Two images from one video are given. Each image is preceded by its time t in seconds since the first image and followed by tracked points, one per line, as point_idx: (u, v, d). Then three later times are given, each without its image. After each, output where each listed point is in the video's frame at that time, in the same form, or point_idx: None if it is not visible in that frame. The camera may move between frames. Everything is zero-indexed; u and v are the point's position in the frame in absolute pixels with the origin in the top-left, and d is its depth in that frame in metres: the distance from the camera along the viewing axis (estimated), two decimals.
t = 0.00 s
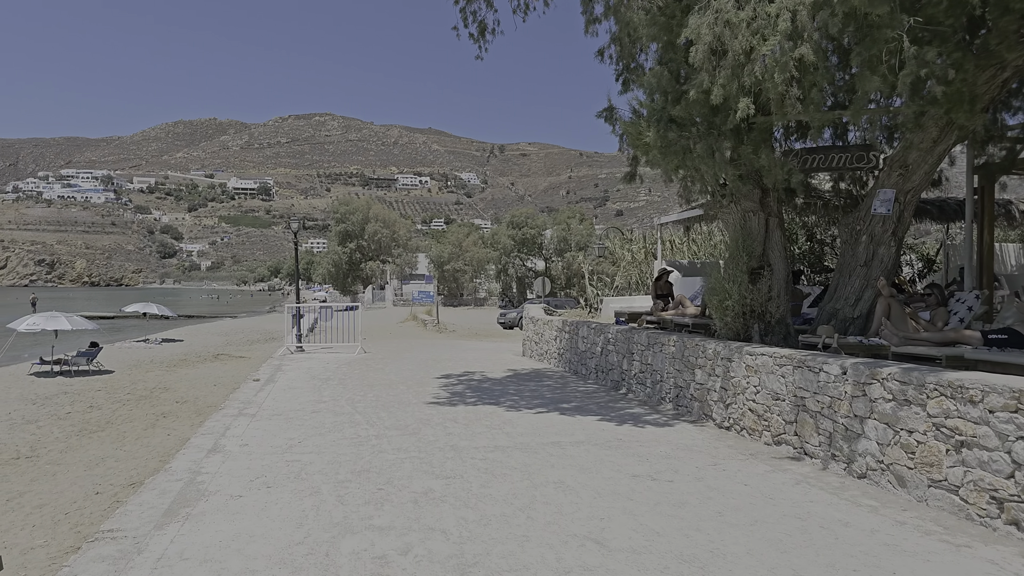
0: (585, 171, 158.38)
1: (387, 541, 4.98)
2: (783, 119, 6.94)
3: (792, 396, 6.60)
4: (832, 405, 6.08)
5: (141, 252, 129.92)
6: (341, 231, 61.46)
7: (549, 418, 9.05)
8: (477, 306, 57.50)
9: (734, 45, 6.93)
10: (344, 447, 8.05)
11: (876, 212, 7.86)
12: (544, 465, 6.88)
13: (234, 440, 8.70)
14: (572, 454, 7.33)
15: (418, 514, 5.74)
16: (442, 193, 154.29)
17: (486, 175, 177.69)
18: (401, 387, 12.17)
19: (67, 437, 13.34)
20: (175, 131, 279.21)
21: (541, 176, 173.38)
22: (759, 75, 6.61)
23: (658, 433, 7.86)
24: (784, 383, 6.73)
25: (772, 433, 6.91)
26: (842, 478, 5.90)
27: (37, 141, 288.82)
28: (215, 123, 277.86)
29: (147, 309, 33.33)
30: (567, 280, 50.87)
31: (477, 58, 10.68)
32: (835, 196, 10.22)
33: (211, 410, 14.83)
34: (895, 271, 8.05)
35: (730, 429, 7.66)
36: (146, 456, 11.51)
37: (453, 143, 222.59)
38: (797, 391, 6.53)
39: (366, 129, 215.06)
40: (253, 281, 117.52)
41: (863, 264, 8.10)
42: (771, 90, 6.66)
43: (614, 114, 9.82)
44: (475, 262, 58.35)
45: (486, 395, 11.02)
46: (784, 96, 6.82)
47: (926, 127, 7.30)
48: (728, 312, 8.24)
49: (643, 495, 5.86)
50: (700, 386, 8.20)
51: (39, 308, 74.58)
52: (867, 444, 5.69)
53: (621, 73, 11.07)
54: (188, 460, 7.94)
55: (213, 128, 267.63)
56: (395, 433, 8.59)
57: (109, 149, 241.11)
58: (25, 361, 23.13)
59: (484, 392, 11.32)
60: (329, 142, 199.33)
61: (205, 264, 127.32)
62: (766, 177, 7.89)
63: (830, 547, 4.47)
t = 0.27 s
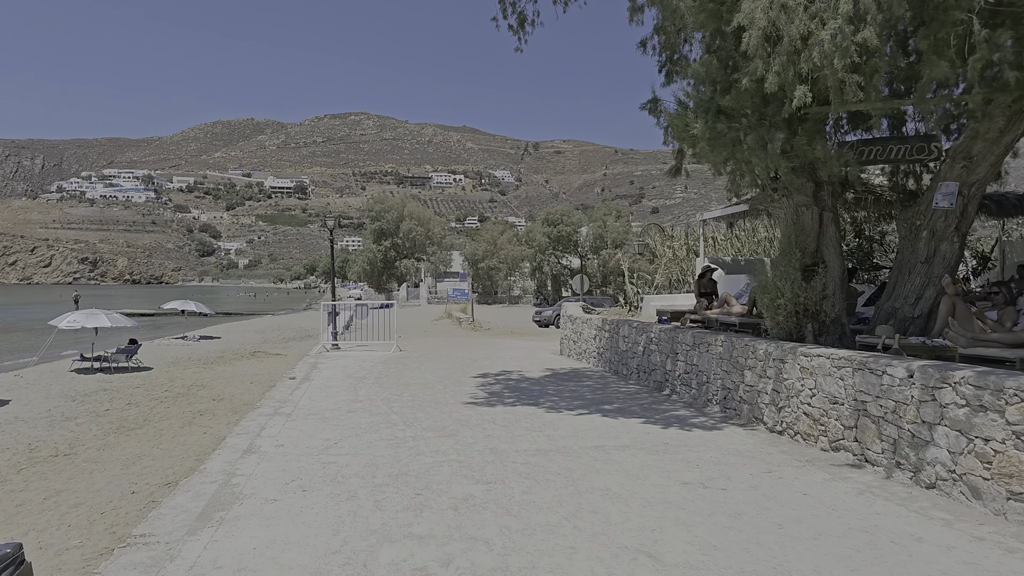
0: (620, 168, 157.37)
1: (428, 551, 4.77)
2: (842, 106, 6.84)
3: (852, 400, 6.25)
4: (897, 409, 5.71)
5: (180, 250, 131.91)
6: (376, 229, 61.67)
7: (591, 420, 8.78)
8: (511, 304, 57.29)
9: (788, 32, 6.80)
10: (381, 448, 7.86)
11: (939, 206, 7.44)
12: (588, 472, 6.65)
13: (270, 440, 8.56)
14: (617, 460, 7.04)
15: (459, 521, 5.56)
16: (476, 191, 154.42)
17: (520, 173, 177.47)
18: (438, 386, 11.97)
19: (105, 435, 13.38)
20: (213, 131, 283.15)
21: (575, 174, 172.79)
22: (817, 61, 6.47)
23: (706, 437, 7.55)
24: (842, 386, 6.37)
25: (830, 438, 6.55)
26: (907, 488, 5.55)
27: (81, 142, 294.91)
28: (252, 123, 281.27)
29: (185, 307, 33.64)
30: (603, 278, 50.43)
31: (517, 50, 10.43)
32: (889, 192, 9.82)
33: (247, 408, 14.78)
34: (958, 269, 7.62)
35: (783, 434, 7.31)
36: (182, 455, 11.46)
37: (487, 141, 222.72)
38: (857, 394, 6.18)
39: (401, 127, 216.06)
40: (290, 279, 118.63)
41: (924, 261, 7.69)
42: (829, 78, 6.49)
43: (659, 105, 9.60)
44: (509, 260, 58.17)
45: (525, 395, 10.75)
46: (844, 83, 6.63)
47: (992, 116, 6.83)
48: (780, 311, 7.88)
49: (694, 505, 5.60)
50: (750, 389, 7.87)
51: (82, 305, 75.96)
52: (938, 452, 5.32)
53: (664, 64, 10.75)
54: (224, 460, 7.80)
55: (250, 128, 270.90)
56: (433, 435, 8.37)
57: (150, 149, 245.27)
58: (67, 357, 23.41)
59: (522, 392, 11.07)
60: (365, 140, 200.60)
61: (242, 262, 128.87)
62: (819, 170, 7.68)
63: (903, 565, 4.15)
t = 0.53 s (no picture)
0: (655, 165, 156.16)
1: (466, 565, 4.46)
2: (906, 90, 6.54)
3: (919, 406, 5.83)
4: (970, 416, 5.29)
5: (217, 249, 133.53)
6: (410, 227, 61.69)
7: (634, 424, 8.45)
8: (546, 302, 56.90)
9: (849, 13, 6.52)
10: (415, 452, 7.58)
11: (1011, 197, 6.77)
12: (633, 482, 6.30)
13: (302, 442, 8.29)
14: (663, 469, 6.70)
15: (498, 532, 5.24)
16: (509, 188, 154.17)
17: (554, 170, 176.84)
18: (473, 387, 11.68)
19: (141, 434, 13.23)
20: (249, 131, 286.41)
21: (610, 171, 171.78)
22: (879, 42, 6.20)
23: (756, 444, 7.18)
24: (907, 392, 5.95)
25: (893, 447, 6.15)
26: (982, 502, 5.14)
27: (120, 143, 300.23)
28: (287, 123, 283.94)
29: (221, 305, 33.80)
30: (640, 275, 50.25)
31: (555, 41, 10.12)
32: (952, 186, 9.34)
33: (281, 407, 14.63)
34: None
35: (841, 440, 6.90)
36: (216, 455, 11.24)
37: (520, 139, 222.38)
38: (925, 400, 5.76)
39: (434, 126, 216.59)
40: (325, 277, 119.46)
41: (994, 257, 7.20)
42: (894, 61, 6.22)
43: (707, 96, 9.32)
44: (544, 258, 57.80)
45: (564, 397, 10.43)
46: (912, 66, 6.31)
47: None
48: (838, 311, 7.46)
49: (749, 519, 5.24)
50: (804, 392, 7.48)
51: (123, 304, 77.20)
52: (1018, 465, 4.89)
53: (709, 53, 10.35)
54: (254, 463, 7.55)
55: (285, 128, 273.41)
56: (469, 438, 8.07)
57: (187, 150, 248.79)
58: (105, 355, 23.54)
59: (560, 393, 10.76)
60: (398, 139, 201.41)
61: (278, 261, 130.11)
62: (880, 160, 7.33)
63: None
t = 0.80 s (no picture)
0: (689, 161, 154.59)
1: None
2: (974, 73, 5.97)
3: (997, 417, 5.31)
4: None
5: (252, 249, 134.80)
6: (441, 226, 61.53)
7: (679, 432, 8.12)
8: (580, 301, 56.37)
9: None
10: (446, 459, 7.17)
11: None
12: (681, 497, 5.86)
13: (329, 446, 7.84)
14: (713, 483, 6.25)
15: (537, 550, 4.82)
16: (541, 186, 153.76)
17: (586, 167, 176.03)
18: (507, 389, 11.33)
19: (170, 434, 12.79)
20: (282, 131, 288.99)
21: (643, 168, 170.58)
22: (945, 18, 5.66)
23: (813, 455, 6.79)
24: (983, 401, 5.43)
25: (968, 461, 5.65)
26: None
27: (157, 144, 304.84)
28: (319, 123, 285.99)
29: (253, 304, 33.79)
30: (677, 274, 49.84)
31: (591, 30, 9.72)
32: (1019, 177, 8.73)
33: (310, 407, 14.36)
34: None
35: (908, 452, 6.43)
36: (243, 458, 10.79)
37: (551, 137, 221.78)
38: (1004, 410, 5.24)
39: (465, 124, 216.81)
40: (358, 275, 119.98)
41: None
42: (962, 40, 5.68)
43: (752, 88, 8.83)
44: (577, 255, 57.34)
45: (603, 401, 10.10)
46: (982, 45, 5.76)
47: None
48: (901, 311, 6.96)
49: (813, 541, 4.78)
50: (864, 399, 7.05)
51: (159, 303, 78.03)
52: None
53: (751, 40, 9.81)
54: (279, 467, 7.09)
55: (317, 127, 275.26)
56: (504, 443, 7.68)
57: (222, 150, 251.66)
58: (139, 353, 23.50)
59: (598, 397, 10.39)
60: (429, 138, 201.87)
61: (311, 260, 130.99)
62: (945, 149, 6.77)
63: None
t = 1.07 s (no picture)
0: (721, 157, 152.99)
1: None
2: None
3: None
4: None
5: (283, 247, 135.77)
6: (469, 224, 61.42)
7: (719, 437, 7.97)
8: (611, 300, 55.86)
9: None
10: (475, 465, 6.86)
11: None
12: (723, 510, 5.56)
13: (356, 449, 7.45)
14: (756, 494, 5.92)
15: (570, 566, 4.52)
16: (572, 183, 153.16)
17: (616, 164, 175.11)
18: (537, 390, 11.10)
19: (199, 432, 12.20)
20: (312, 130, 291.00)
21: (674, 165, 169.45)
22: None
23: (862, 463, 6.60)
24: None
25: None
26: None
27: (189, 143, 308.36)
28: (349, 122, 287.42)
29: (281, 302, 33.80)
30: (711, 271, 49.35)
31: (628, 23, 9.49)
32: None
33: (338, 407, 14.08)
34: None
35: (966, 462, 6.10)
36: (272, 458, 10.24)
37: (581, 134, 221.01)
38: None
39: (494, 122, 216.64)
40: (388, 274, 120.32)
41: None
42: None
43: (800, 77, 8.48)
44: (609, 253, 56.93)
45: (638, 404, 9.90)
46: None
47: None
48: (958, 312, 6.68)
49: (868, 560, 4.45)
50: (917, 404, 6.82)
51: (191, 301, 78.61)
52: None
53: (795, 28, 9.41)
54: (303, 471, 6.68)
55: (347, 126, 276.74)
56: (535, 448, 7.39)
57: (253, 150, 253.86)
58: (169, 352, 23.47)
59: (632, 400, 10.21)
60: (459, 136, 201.99)
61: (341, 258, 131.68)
62: (1010, 141, 6.39)
63: None
